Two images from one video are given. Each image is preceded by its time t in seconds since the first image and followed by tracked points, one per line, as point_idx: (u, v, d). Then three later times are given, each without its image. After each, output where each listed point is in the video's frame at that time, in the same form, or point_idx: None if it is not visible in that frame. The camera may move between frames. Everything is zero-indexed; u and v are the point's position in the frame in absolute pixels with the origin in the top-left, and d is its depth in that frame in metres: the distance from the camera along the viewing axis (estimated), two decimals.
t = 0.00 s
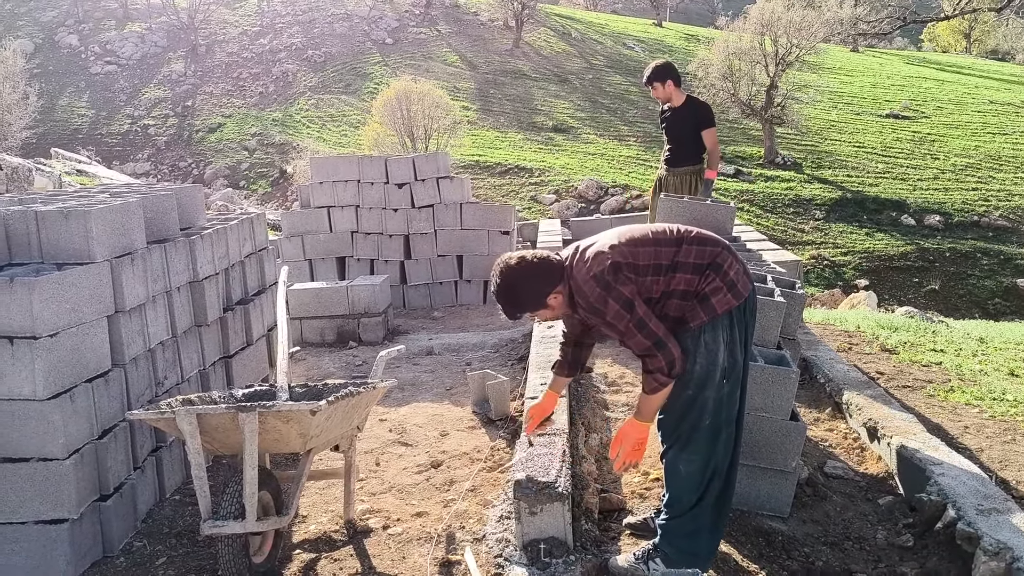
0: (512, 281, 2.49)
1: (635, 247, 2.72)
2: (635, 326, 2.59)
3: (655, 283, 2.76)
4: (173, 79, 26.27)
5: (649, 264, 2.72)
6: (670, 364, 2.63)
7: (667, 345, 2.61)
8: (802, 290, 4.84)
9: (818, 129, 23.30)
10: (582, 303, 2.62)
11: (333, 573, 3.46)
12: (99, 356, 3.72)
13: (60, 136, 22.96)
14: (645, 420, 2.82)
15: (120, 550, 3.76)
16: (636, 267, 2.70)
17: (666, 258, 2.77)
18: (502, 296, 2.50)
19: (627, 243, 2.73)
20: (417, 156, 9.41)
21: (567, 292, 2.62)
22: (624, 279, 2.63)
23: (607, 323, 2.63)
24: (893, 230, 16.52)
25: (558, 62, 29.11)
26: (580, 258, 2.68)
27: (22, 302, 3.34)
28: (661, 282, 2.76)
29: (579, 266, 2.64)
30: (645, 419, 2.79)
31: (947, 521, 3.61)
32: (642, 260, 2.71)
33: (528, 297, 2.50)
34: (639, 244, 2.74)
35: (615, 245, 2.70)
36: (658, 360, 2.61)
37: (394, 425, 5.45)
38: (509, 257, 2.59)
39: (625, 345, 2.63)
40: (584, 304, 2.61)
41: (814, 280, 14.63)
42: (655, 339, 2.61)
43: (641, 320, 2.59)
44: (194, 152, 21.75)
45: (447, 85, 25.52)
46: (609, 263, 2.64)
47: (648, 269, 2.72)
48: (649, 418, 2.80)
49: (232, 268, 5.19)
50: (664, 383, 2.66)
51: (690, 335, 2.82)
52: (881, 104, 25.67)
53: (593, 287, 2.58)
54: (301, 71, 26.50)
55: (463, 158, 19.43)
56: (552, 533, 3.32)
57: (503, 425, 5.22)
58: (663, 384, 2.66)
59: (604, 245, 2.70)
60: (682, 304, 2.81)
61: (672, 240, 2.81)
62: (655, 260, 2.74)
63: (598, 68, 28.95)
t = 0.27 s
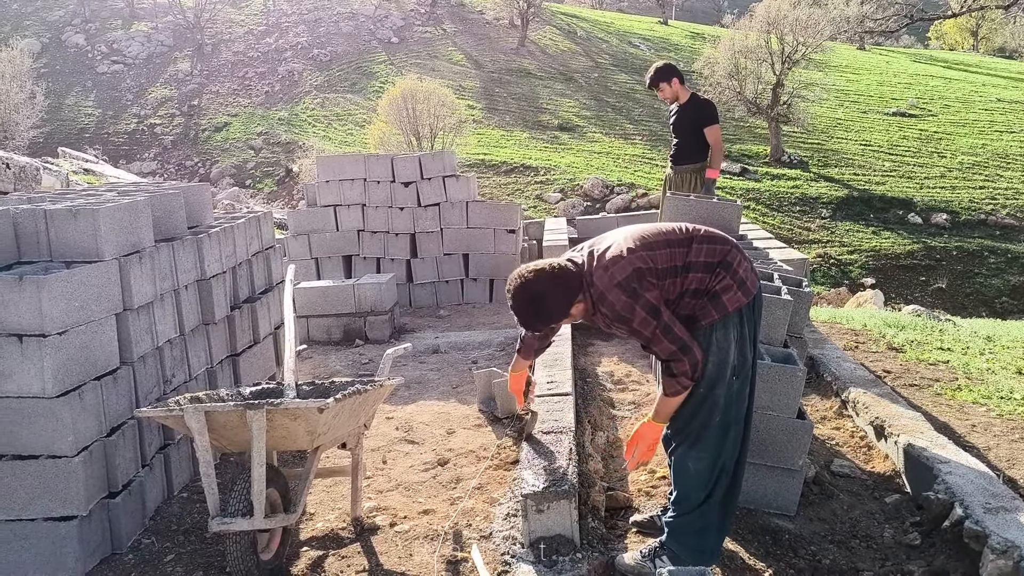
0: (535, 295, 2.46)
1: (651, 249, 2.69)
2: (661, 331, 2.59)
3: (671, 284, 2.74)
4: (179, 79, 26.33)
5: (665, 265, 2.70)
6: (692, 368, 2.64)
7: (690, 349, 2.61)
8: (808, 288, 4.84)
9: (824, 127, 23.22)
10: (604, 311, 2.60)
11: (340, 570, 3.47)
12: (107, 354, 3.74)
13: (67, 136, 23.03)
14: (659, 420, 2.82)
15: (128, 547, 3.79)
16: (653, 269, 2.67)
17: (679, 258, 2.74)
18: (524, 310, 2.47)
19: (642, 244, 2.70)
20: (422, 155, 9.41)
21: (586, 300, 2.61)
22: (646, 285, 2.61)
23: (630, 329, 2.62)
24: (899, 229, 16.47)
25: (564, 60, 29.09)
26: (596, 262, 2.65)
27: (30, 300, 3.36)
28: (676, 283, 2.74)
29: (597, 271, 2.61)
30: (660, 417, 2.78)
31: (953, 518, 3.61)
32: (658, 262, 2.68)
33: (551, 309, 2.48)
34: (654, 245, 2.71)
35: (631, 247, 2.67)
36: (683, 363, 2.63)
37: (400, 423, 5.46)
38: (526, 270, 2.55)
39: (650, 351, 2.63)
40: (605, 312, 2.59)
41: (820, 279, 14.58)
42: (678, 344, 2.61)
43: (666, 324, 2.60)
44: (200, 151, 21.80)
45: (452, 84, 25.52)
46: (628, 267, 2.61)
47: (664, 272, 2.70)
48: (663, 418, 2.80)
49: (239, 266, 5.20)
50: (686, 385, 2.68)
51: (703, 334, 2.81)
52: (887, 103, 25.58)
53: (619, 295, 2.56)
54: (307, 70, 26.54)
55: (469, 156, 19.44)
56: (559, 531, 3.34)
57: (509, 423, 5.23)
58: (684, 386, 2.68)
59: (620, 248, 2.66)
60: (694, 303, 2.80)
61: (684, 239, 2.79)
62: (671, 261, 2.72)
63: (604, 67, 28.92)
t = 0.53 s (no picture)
0: (552, 302, 2.42)
1: (661, 251, 2.68)
2: (677, 334, 2.58)
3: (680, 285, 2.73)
4: (183, 78, 26.38)
5: (675, 266, 2.69)
6: (708, 369, 2.64)
7: (706, 351, 2.61)
8: (812, 289, 4.83)
9: (828, 128, 23.19)
10: (619, 315, 2.57)
11: (343, 570, 3.47)
12: (112, 353, 3.75)
13: (72, 135, 23.08)
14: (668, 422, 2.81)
15: (132, 546, 3.79)
16: (664, 271, 2.66)
17: (688, 259, 2.74)
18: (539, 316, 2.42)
19: (650, 245, 2.68)
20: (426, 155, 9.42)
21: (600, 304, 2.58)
22: (661, 287, 2.60)
23: (646, 332, 2.60)
24: (903, 230, 16.43)
25: (567, 61, 29.09)
26: (607, 265, 2.62)
27: (35, 299, 3.36)
28: (684, 284, 2.74)
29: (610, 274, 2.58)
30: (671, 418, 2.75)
31: (958, 521, 3.60)
32: (669, 263, 2.67)
33: (567, 314, 2.45)
34: (663, 246, 2.70)
35: (641, 249, 2.65)
36: (698, 366, 2.61)
37: (404, 423, 5.47)
38: (539, 275, 2.50)
39: (665, 353, 2.62)
40: (621, 316, 2.56)
41: (824, 280, 14.56)
42: (693, 346, 2.60)
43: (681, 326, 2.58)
44: (204, 151, 21.84)
45: (456, 85, 25.53)
46: (641, 269, 2.58)
47: (674, 274, 2.69)
48: (672, 420, 2.78)
49: (243, 265, 5.21)
50: (699, 387, 2.67)
51: (710, 334, 2.81)
52: (891, 104, 25.53)
53: (635, 298, 2.54)
54: (311, 70, 26.58)
55: (472, 157, 19.43)
56: (562, 531, 3.33)
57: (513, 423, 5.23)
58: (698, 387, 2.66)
59: (630, 250, 2.64)
60: (701, 304, 2.80)
61: (690, 239, 2.79)
62: (679, 262, 2.71)
63: (608, 67, 28.91)
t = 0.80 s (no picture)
0: (564, 296, 2.36)
1: (668, 247, 2.67)
2: (687, 330, 2.57)
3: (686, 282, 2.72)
4: (185, 79, 26.40)
5: (682, 264, 2.68)
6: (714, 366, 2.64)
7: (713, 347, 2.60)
8: (814, 290, 4.83)
9: (830, 130, 23.18)
10: (631, 310, 2.54)
11: (344, 570, 3.47)
12: (114, 352, 3.76)
13: (74, 135, 23.10)
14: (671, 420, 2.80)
15: (133, 545, 3.79)
16: (672, 268, 2.64)
17: (694, 257, 2.73)
18: (551, 310, 2.35)
19: (658, 242, 2.67)
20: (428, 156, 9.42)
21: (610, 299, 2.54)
22: (670, 283, 2.59)
23: (656, 329, 2.58)
24: (905, 232, 16.42)
25: (569, 62, 29.11)
26: (616, 260, 2.58)
27: (38, 299, 3.37)
28: (689, 283, 2.73)
29: (620, 269, 2.55)
30: (674, 417, 2.72)
31: (959, 523, 3.59)
32: (676, 260, 2.66)
33: (581, 307, 2.40)
34: (669, 243, 2.69)
35: (648, 246, 2.63)
36: (706, 362, 2.60)
37: (405, 423, 5.47)
38: (550, 269, 2.45)
39: (674, 350, 2.61)
40: (632, 311, 2.53)
41: (825, 282, 14.55)
42: (702, 342, 2.60)
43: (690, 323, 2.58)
44: (206, 151, 21.85)
45: (457, 85, 25.54)
46: (651, 265, 2.57)
47: (681, 271, 2.68)
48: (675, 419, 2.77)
49: (245, 265, 5.21)
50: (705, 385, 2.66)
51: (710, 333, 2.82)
52: (893, 106, 25.52)
53: (648, 292, 2.52)
54: (313, 70, 26.60)
55: (474, 158, 19.43)
56: (564, 532, 3.33)
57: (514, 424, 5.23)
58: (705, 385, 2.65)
59: (639, 246, 2.62)
60: (704, 303, 2.80)
61: (694, 238, 2.79)
62: (685, 260, 2.71)
63: (609, 69, 28.92)
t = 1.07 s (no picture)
0: (567, 291, 2.35)
1: (671, 245, 2.67)
2: (693, 327, 2.56)
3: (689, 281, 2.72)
4: (186, 78, 26.39)
5: (685, 261, 2.68)
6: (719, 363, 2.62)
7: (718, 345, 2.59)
8: (815, 291, 4.83)
9: (831, 130, 23.17)
10: (636, 307, 2.52)
11: (344, 570, 3.47)
12: (114, 351, 3.75)
13: (75, 134, 23.10)
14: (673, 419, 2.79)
15: (132, 544, 3.79)
16: (676, 265, 2.64)
17: (697, 256, 2.73)
18: (554, 307, 2.36)
19: (661, 240, 2.67)
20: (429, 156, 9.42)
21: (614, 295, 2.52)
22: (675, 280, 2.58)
23: (661, 325, 2.56)
24: (906, 233, 16.41)
25: (570, 62, 29.10)
26: (621, 256, 2.57)
27: (38, 297, 3.37)
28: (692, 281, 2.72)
29: (625, 265, 2.53)
30: (678, 415, 2.71)
31: (960, 524, 3.59)
32: (680, 258, 2.66)
33: (585, 302, 2.40)
34: (672, 241, 2.69)
35: (652, 243, 2.63)
36: (711, 359, 2.59)
37: (406, 423, 5.47)
38: (553, 265, 2.44)
39: (678, 346, 2.59)
40: (637, 308, 2.52)
41: (826, 282, 14.54)
42: (707, 339, 2.58)
43: (695, 319, 2.57)
44: (207, 150, 21.85)
45: (458, 85, 25.52)
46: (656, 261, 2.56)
47: (684, 269, 2.68)
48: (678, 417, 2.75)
49: (245, 265, 5.21)
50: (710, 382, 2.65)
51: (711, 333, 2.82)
52: (894, 106, 25.50)
53: (654, 289, 2.51)
54: (314, 70, 26.60)
55: (475, 158, 19.42)
56: (564, 532, 3.33)
57: (514, 424, 5.23)
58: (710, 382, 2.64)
59: (642, 244, 2.62)
60: (706, 302, 2.80)
61: (696, 237, 2.78)
62: (688, 258, 2.70)
63: (610, 69, 28.91)
